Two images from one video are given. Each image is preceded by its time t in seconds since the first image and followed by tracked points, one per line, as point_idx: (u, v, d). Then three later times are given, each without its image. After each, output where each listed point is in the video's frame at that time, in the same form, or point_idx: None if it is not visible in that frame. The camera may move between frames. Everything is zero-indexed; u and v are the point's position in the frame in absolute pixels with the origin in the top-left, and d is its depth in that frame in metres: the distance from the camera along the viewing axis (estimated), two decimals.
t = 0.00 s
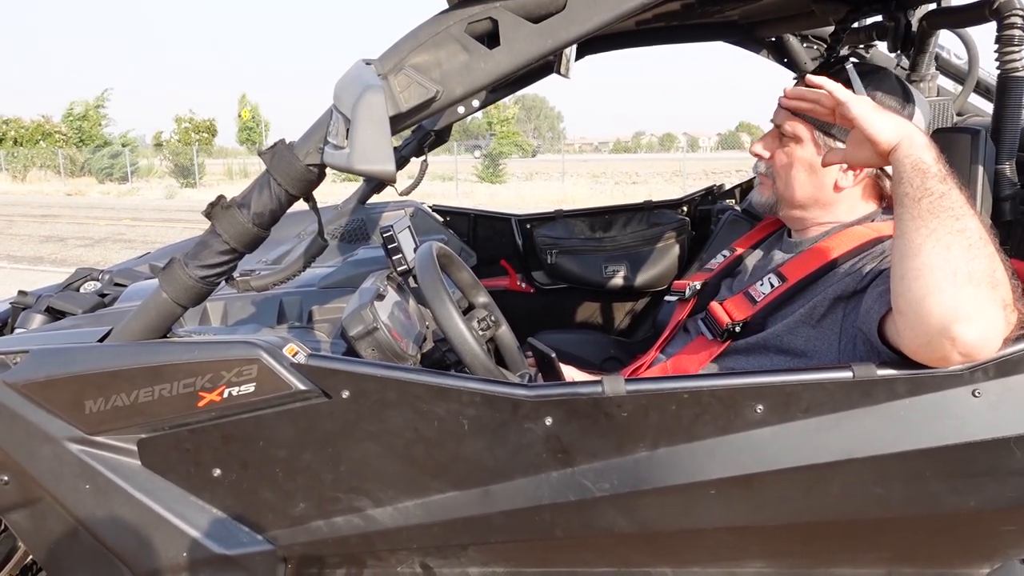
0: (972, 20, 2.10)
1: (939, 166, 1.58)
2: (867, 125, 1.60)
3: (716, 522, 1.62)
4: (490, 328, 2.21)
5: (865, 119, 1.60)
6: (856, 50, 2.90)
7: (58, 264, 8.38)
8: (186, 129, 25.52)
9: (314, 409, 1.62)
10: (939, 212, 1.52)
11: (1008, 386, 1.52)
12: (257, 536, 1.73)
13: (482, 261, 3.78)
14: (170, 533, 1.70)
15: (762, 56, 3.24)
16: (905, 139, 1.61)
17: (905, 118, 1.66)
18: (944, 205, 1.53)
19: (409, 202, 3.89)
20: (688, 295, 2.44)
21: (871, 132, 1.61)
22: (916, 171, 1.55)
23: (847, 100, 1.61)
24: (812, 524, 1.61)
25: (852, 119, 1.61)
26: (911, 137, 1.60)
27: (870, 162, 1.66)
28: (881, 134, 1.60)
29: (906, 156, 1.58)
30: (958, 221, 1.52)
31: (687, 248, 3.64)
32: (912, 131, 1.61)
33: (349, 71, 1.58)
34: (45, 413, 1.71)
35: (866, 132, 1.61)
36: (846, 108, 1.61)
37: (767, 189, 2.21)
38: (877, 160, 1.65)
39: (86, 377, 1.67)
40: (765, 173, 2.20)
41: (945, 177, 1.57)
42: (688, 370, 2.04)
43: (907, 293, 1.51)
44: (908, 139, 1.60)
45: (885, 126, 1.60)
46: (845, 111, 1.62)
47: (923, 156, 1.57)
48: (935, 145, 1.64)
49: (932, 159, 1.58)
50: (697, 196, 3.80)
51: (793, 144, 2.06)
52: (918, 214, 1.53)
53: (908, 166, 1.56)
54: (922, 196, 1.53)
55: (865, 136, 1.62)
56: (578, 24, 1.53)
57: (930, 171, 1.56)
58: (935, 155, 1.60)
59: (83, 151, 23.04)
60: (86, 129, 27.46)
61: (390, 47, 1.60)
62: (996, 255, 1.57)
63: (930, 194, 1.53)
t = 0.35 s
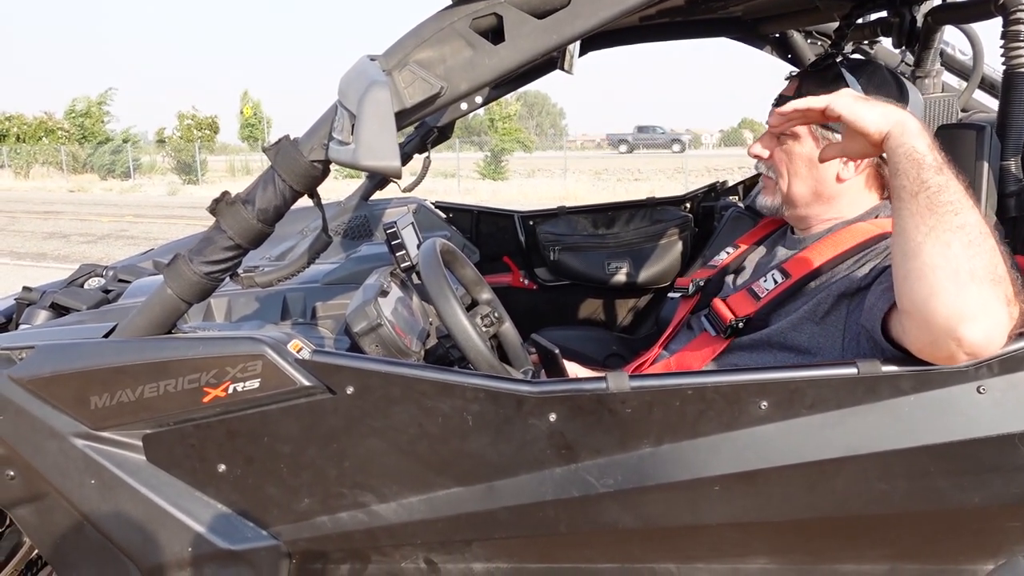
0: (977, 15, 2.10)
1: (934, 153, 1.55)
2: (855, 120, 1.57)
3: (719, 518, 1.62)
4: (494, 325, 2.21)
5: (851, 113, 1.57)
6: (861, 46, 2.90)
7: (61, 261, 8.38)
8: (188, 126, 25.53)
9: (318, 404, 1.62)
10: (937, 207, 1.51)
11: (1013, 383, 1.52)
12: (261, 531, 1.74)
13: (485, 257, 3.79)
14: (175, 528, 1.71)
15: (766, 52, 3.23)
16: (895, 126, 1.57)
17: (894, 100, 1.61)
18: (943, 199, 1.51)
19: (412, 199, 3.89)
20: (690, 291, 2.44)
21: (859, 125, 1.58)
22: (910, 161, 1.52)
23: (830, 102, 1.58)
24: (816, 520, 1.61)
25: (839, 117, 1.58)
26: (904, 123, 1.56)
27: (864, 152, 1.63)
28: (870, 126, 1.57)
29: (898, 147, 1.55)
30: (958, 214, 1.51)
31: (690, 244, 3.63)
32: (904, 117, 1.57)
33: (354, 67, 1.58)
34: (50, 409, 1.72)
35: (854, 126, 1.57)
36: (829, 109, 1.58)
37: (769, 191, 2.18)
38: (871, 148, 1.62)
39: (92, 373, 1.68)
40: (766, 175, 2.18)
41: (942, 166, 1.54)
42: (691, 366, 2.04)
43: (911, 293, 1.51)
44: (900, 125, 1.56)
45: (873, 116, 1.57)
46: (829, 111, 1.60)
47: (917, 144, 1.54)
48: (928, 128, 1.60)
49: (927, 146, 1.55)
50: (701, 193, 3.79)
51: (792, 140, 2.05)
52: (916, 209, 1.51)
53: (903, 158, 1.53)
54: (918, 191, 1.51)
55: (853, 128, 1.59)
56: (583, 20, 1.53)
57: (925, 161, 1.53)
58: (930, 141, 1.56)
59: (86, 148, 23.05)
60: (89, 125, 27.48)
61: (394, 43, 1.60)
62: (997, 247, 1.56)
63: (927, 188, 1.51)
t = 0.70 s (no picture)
0: (978, 14, 2.10)
1: (942, 150, 1.53)
2: (862, 118, 1.56)
3: (721, 516, 1.63)
4: (496, 323, 2.21)
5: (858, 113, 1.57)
6: (861, 44, 2.90)
7: (63, 259, 8.40)
8: (189, 124, 25.54)
9: (321, 403, 1.62)
10: (942, 206, 1.51)
11: (1014, 381, 1.53)
12: (265, 528, 1.74)
13: (487, 255, 3.80)
14: (179, 526, 1.72)
15: (767, 49, 3.24)
16: (902, 122, 1.55)
17: (905, 96, 1.59)
18: (948, 198, 1.51)
19: (414, 197, 3.91)
20: (692, 290, 2.44)
21: (867, 125, 1.57)
22: (916, 162, 1.52)
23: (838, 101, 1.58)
24: (817, 517, 1.61)
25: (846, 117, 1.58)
26: (909, 119, 1.54)
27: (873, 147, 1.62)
28: (878, 125, 1.56)
29: (904, 147, 1.54)
30: (963, 213, 1.51)
31: (691, 242, 3.63)
32: (911, 113, 1.55)
33: (356, 66, 1.58)
34: (54, 407, 1.72)
35: (862, 125, 1.57)
36: (841, 110, 1.56)
37: (829, 204, 2.06)
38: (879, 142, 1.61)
39: (96, 371, 1.68)
40: (824, 187, 2.06)
41: (948, 163, 1.53)
42: (692, 365, 2.05)
43: (917, 291, 1.52)
44: (908, 122, 1.54)
45: (880, 116, 1.55)
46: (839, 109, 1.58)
47: (923, 143, 1.53)
48: (939, 123, 1.58)
49: (934, 145, 1.53)
50: (702, 191, 3.81)
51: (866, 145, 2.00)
52: (921, 207, 1.51)
53: (909, 157, 1.52)
54: (924, 189, 1.51)
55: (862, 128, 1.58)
56: (584, 19, 1.53)
57: (930, 161, 1.52)
58: (938, 137, 1.55)
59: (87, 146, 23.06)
60: (90, 123, 27.49)
61: (396, 41, 1.61)
62: (1004, 246, 1.56)
63: (932, 187, 1.51)
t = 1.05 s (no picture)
0: (979, 15, 2.12)
1: (952, 156, 1.59)
2: (879, 116, 1.63)
3: (724, 512, 1.65)
4: (501, 322, 2.25)
5: (878, 111, 1.64)
6: (863, 44, 2.92)
7: (66, 257, 8.41)
8: (190, 123, 25.55)
9: (330, 400, 1.65)
10: (950, 204, 1.55)
11: (1015, 378, 1.55)
12: (274, 524, 1.77)
13: (490, 255, 3.82)
14: (190, 522, 1.74)
15: (769, 50, 3.26)
16: (918, 126, 1.61)
17: (921, 105, 1.66)
18: (955, 197, 1.55)
19: (418, 196, 3.93)
20: (695, 289, 2.45)
21: (884, 123, 1.63)
22: (928, 163, 1.57)
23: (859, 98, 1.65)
24: (819, 513, 1.63)
25: (865, 113, 1.65)
26: (924, 124, 1.61)
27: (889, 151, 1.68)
28: (893, 125, 1.62)
29: (918, 147, 1.59)
30: (969, 214, 1.55)
31: (693, 241, 3.65)
32: (927, 119, 1.61)
33: (366, 68, 1.60)
34: (67, 404, 1.74)
35: (878, 123, 1.63)
36: (861, 106, 1.64)
37: (835, 209, 2.09)
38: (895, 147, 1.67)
39: (107, 368, 1.70)
40: (830, 192, 2.08)
41: (958, 168, 1.58)
42: (696, 362, 2.06)
43: (919, 286, 1.54)
44: (922, 127, 1.61)
45: (898, 115, 1.62)
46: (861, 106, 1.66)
47: (935, 146, 1.59)
48: (950, 133, 1.64)
49: (946, 150, 1.59)
50: (703, 191, 3.82)
51: (872, 152, 2.03)
52: (928, 205, 1.55)
53: (921, 158, 1.58)
54: (933, 189, 1.56)
55: (879, 127, 1.64)
56: (591, 21, 1.55)
57: (942, 163, 1.58)
58: (949, 144, 1.61)
59: (88, 145, 23.08)
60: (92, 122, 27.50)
61: (405, 43, 1.63)
62: (1007, 249, 1.59)
63: (941, 187, 1.55)
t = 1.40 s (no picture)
0: (987, 11, 2.11)
1: (960, 149, 1.58)
2: (887, 106, 1.62)
3: (731, 512, 1.63)
4: (504, 321, 2.24)
5: (885, 101, 1.63)
6: (869, 42, 2.91)
7: (66, 259, 8.40)
8: (190, 125, 25.55)
9: (333, 398, 1.63)
10: (959, 199, 1.53)
11: None
12: (276, 524, 1.75)
13: (492, 255, 3.81)
14: (191, 521, 1.72)
15: (772, 49, 3.25)
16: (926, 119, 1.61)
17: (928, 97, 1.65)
18: (963, 192, 1.54)
19: (420, 196, 3.91)
20: (700, 288, 2.43)
21: (892, 113, 1.62)
22: (936, 156, 1.56)
23: (867, 87, 1.64)
24: (827, 513, 1.61)
25: (874, 102, 1.63)
26: (931, 117, 1.60)
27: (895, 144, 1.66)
28: (901, 115, 1.61)
29: (926, 139, 1.58)
30: (978, 208, 1.53)
31: (697, 241, 3.64)
32: (934, 111, 1.60)
33: (371, 62, 1.59)
34: (67, 402, 1.73)
35: (886, 114, 1.62)
36: (869, 95, 1.63)
37: (845, 205, 2.07)
38: (901, 141, 1.65)
39: (107, 366, 1.69)
40: (840, 188, 2.06)
41: (966, 161, 1.58)
42: (701, 361, 2.04)
43: (928, 283, 1.53)
44: (929, 119, 1.60)
45: (905, 106, 1.61)
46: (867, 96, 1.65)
47: (943, 138, 1.57)
48: (956, 127, 1.64)
49: (953, 142, 1.58)
50: (707, 191, 3.80)
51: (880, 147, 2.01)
52: (937, 199, 1.54)
53: (929, 150, 1.57)
54: (940, 181, 1.55)
55: (886, 118, 1.63)
56: (598, 16, 1.54)
57: (950, 155, 1.56)
58: (956, 137, 1.60)
59: (89, 147, 23.08)
60: (92, 124, 27.51)
61: (410, 37, 1.61)
62: (1016, 245, 1.57)
63: (949, 180, 1.54)
